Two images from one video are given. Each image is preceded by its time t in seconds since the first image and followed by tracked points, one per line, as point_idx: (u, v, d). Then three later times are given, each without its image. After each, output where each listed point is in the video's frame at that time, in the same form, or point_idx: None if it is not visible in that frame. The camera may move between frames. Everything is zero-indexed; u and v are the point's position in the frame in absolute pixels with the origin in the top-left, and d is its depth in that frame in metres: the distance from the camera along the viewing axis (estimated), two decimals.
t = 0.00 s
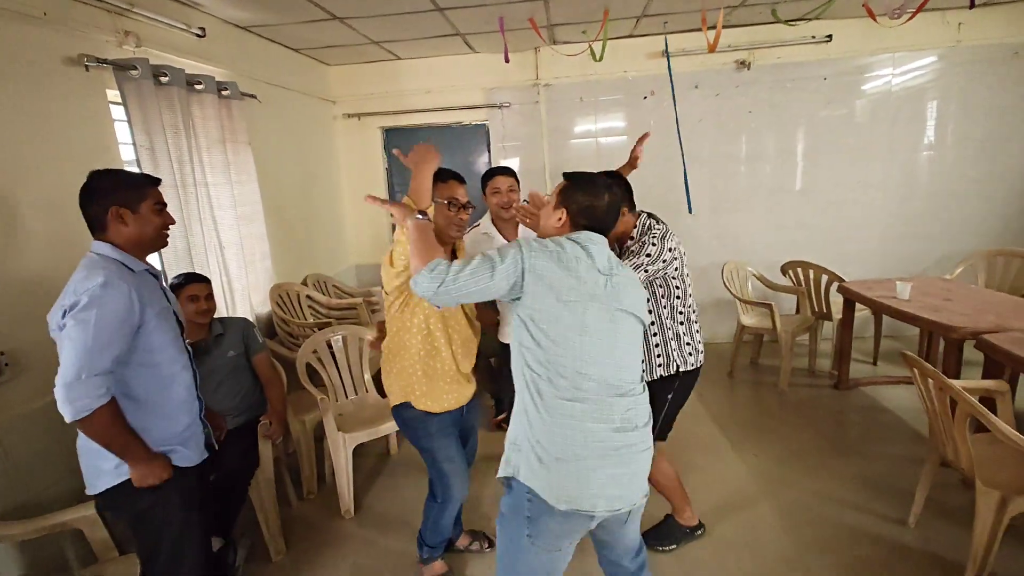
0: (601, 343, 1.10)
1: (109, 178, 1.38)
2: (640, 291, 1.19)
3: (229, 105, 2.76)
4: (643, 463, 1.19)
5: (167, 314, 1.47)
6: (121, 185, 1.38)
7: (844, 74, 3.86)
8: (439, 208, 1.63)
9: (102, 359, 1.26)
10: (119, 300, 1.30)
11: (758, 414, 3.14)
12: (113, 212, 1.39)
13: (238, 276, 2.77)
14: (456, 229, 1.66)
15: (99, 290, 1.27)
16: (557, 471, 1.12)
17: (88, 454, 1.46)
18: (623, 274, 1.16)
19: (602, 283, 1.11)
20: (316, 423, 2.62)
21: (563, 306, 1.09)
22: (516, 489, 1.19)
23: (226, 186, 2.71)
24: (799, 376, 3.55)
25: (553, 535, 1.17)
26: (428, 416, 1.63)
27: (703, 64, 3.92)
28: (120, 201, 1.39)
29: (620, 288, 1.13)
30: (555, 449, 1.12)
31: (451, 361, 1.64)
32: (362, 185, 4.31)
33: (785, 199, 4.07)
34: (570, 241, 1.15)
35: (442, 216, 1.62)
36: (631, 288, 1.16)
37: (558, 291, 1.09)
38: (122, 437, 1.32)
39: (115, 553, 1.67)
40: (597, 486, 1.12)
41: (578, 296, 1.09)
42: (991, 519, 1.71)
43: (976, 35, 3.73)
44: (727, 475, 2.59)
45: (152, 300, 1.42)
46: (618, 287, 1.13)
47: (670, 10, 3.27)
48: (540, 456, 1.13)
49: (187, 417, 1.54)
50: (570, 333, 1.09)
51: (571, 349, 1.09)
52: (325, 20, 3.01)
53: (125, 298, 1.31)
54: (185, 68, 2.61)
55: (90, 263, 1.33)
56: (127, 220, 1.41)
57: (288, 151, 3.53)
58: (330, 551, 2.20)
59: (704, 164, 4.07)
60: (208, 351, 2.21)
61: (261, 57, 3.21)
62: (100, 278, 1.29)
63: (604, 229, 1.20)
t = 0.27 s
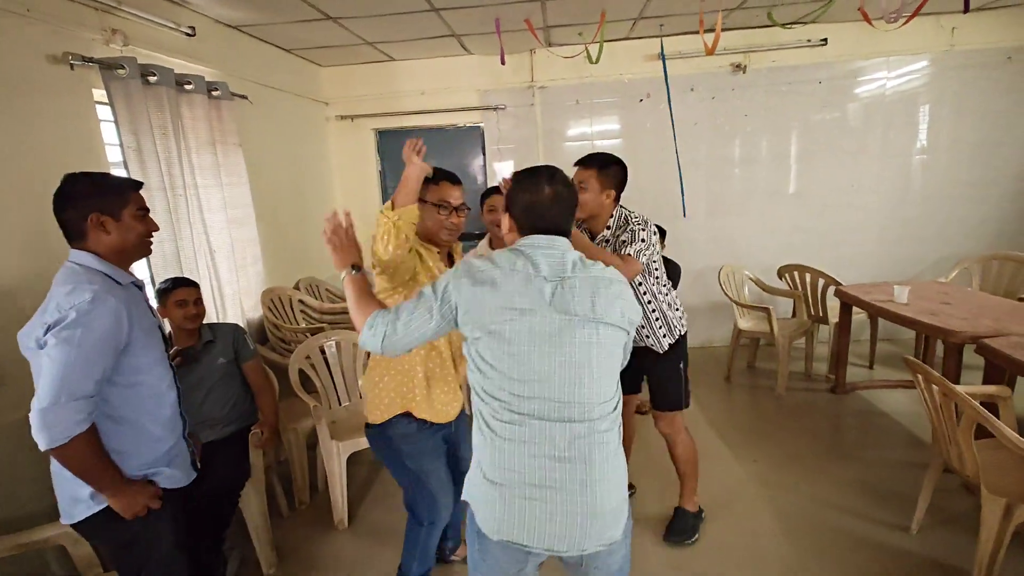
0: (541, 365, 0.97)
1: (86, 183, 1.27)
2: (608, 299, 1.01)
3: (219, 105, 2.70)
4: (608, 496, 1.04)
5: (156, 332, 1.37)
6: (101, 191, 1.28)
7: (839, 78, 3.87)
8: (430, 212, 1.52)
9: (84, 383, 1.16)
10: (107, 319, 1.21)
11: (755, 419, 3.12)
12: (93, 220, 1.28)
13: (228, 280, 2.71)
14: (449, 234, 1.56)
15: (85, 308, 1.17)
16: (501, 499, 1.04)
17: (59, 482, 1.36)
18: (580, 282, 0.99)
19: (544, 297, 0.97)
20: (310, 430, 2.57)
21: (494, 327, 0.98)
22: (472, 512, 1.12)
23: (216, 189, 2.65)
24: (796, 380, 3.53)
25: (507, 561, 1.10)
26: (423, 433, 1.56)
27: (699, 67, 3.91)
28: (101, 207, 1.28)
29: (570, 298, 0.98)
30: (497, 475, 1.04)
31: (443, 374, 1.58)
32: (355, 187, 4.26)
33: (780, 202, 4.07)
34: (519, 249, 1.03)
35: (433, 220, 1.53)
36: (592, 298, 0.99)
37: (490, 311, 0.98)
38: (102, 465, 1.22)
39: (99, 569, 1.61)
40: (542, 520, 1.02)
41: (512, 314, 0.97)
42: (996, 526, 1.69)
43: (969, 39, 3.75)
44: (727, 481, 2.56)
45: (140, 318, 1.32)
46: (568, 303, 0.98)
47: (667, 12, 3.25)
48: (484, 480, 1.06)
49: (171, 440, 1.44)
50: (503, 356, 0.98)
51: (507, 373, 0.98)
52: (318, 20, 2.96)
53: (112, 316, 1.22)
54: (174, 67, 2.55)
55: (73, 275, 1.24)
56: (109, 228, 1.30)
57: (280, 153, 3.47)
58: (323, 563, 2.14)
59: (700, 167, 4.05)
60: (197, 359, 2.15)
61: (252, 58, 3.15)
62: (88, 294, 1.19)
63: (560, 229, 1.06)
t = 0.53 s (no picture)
0: (506, 397, 0.92)
1: (71, 184, 1.22)
2: (572, 315, 0.94)
3: (213, 106, 2.66)
4: (600, 524, 0.97)
5: (148, 341, 1.33)
6: (89, 194, 1.23)
7: (834, 83, 3.88)
8: (416, 217, 1.44)
9: (82, 401, 1.12)
10: (97, 333, 1.16)
11: (753, 424, 3.11)
12: (81, 223, 1.23)
13: (221, 284, 2.66)
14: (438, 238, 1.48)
15: (74, 325, 1.13)
16: (489, 536, 1.00)
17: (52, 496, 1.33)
18: (537, 301, 0.94)
19: (500, 323, 0.93)
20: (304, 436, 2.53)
21: (453, 363, 0.94)
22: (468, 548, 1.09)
23: (209, 190, 2.61)
24: (793, 385, 3.53)
25: None
26: (414, 443, 1.51)
27: (696, 71, 3.91)
28: (90, 209, 1.23)
29: (530, 316, 0.93)
30: (482, 513, 1.00)
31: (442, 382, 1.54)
32: (350, 189, 4.21)
33: (777, 206, 4.07)
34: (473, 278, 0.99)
35: (420, 225, 1.45)
36: (552, 317, 0.93)
37: (447, 347, 0.94)
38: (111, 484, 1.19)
39: None
40: (537, 552, 0.96)
41: (468, 346, 0.93)
42: (1000, 533, 1.68)
43: (963, 46, 3.78)
44: (726, 487, 2.54)
45: (131, 327, 1.27)
46: (526, 321, 0.93)
47: (665, 16, 3.24)
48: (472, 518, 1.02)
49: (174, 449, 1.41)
50: (467, 386, 0.93)
51: (475, 404, 0.94)
52: (314, 20, 2.93)
53: (102, 331, 1.17)
54: (167, 67, 2.51)
55: (55, 288, 1.18)
56: (97, 231, 1.25)
57: (274, 155, 3.43)
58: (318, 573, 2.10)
59: (697, 171, 4.05)
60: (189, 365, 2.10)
61: (247, 58, 3.11)
62: (70, 311, 1.13)
63: (502, 244, 1.00)
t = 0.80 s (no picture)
0: (510, 398, 0.90)
1: (82, 191, 1.21)
2: (564, 304, 0.92)
3: (213, 109, 2.64)
4: (625, 512, 0.95)
5: (160, 351, 1.31)
6: (102, 200, 1.21)
7: (829, 91, 3.94)
8: (420, 228, 1.41)
9: (80, 408, 1.08)
10: (107, 339, 1.13)
11: (751, 428, 3.13)
12: (92, 230, 1.21)
13: (220, 289, 2.63)
14: (440, 251, 1.45)
15: (84, 329, 1.10)
16: (518, 537, 0.98)
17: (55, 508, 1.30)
18: (525, 295, 0.91)
19: (493, 323, 0.91)
20: (305, 442, 2.51)
21: (456, 370, 0.93)
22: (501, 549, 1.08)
23: (208, 194, 2.58)
24: (789, 389, 3.56)
25: None
26: (419, 452, 1.48)
27: (693, 78, 3.95)
28: (101, 216, 1.21)
29: (527, 313, 0.91)
30: (508, 517, 0.99)
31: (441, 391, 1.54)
32: (347, 193, 4.20)
33: (772, 212, 4.11)
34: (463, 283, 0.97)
35: (424, 236, 1.42)
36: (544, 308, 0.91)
37: (447, 356, 0.93)
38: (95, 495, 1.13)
39: None
40: (567, 546, 0.95)
41: (467, 351, 0.91)
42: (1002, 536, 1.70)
43: (954, 55, 3.85)
44: (727, 491, 2.55)
45: (141, 338, 1.24)
46: (524, 316, 0.91)
47: (665, 23, 3.26)
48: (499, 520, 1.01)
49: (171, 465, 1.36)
50: (475, 391, 0.92)
51: (485, 409, 0.92)
52: (315, 24, 2.92)
53: (113, 337, 1.15)
54: (167, 70, 2.48)
55: (71, 292, 1.16)
56: (108, 237, 1.23)
57: (272, 159, 3.40)
58: None
59: (694, 177, 4.08)
60: (191, 370, 2.08)
61: (246, 61, 3.09)
62: (86, 315, 1.12)
63: (490, 245, 0.98)
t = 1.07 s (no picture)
0: (546, 433, 0.91)
1: (121, 200, 1.21)
2: (592, 337, 0.93)
3: (214, 114, 2.63)
4: (659, 540, 0.96)
5: (177, 360, 1.31)
6: (138, 211, 1.22)
7: (823, 97, 3.99)
8: (422, 244, 1.43)
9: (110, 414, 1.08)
10: (138, 347, 1.14)
11: (750, 430, 3.16)
12: (138, 243, 1.23)
13: (222, 295, 2.62)
14: (445, 264, 1.44)
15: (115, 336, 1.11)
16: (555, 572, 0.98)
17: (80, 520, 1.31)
18: (554, 330, 0.92)
19: (525, 359, 0.92)
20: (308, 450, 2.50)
21: (490, 407, 0.93)
22: None
23: (210, 200, 2.57)
24: (787, 392, 3.60)
25: None
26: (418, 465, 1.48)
27: (690, 83, 3.98)
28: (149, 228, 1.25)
29: (556, 347, 0.92)
30: (543, 553, 0.98)
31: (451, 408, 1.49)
32: (345, 197, 4.19)
33: (768, 216, 4.16)
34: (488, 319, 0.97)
35: (425, 252, 1.43)
36: (573, 343, 0.92)
37: (481, 394, 0.93)
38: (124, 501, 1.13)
39: None
40: None
41: (500, 389, 0.92)
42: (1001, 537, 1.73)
43: (945, 62, 3.91)
44: (728, 494, 2.58)
45: (162, 348, 1.25)
46: (554, 350, 0.92)
47: (663, 30, 3.29)
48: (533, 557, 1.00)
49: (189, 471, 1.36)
50: (510, 427, 0.92)
51: (521, 445, 0.93)
52: (316, 29, 2.91)
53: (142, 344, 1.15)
54: (169, 75, 2.47)
55: (96, 299, 1.16)
56: (149, 251, 1.25)
57: (271, 163, 3.39)
58: None
59: (691, 181, 4.12)
60: (195, 377, 2.07)
61: (245, 66, 3.08)
62: (115, 323, 1.12)
63: (508, 280, 0.99)
